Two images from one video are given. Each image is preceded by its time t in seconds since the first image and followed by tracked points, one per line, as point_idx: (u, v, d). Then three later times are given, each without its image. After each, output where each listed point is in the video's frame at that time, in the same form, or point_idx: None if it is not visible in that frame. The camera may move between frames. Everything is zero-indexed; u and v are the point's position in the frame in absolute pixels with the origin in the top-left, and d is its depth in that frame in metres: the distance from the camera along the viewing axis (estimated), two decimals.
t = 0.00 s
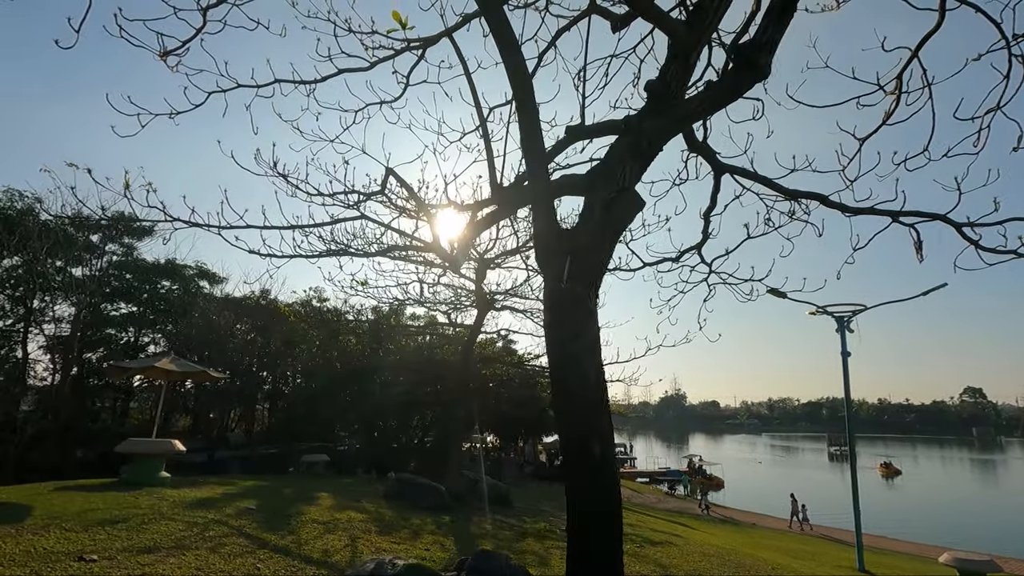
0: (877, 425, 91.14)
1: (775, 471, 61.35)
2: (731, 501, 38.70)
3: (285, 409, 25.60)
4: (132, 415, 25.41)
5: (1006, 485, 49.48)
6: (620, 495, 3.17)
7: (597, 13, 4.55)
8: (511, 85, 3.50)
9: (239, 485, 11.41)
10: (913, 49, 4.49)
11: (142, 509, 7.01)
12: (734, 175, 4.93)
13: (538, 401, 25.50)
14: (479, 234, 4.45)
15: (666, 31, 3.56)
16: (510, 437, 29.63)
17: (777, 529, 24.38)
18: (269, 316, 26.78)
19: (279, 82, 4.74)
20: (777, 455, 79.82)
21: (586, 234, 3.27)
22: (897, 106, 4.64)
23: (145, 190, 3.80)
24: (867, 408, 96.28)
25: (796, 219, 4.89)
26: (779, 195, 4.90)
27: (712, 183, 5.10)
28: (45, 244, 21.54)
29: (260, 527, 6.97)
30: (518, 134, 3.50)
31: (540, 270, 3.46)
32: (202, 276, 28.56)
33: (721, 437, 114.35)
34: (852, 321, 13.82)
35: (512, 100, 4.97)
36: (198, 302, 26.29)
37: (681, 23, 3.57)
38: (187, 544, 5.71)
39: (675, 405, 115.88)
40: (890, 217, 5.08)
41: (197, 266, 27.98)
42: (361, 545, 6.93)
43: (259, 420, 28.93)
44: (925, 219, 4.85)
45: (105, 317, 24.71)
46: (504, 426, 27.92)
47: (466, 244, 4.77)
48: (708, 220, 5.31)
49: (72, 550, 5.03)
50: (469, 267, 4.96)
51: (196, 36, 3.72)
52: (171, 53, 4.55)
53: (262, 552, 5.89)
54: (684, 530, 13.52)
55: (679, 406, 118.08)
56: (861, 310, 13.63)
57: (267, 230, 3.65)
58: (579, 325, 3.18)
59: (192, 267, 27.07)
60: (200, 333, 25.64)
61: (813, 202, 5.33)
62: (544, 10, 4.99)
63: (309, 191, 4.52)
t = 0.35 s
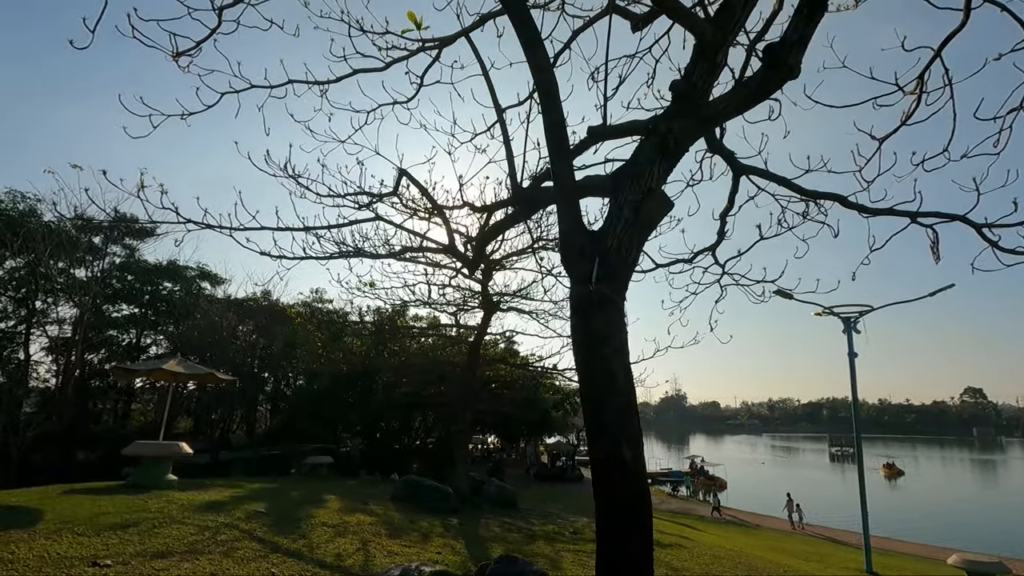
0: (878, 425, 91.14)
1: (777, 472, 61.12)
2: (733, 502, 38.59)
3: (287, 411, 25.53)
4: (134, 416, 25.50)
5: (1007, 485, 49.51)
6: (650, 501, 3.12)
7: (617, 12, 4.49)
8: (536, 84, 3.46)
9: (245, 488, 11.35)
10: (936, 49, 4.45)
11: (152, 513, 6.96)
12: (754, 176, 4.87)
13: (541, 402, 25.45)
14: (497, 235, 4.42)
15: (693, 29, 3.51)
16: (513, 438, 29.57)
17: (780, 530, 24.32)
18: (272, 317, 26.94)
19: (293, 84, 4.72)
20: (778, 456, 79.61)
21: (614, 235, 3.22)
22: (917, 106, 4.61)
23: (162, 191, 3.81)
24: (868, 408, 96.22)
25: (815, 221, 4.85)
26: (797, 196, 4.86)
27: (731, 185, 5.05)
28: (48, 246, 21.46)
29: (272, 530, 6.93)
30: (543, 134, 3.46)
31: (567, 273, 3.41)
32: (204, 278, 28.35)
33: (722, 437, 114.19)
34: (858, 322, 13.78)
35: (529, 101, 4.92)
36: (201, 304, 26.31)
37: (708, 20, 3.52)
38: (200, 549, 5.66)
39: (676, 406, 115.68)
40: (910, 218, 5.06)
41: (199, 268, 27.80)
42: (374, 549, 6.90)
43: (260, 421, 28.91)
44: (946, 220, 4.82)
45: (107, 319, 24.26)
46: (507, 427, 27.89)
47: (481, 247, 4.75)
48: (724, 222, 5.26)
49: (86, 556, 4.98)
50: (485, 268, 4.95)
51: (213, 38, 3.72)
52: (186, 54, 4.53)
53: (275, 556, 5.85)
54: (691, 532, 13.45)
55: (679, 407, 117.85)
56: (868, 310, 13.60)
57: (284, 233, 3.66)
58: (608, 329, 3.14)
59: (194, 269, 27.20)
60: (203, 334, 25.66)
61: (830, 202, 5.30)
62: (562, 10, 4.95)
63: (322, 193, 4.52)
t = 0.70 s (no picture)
0: (885, 425, 90.61)
1: (784, 472, 60.78)
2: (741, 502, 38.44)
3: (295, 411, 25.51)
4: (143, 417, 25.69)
5: (1016, 485, 49.22)
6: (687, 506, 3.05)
7: (641, 10, 4.43)
8: (566, 83, 3.41)
9: (258, 489, 11.35)
10: (968, 44, 4.38)
11: (169, 515, 6.94)
12: (780, 175, 4.80)
13: (548, 403, 25.42)
14: (521, 236, 4.34)
15: (725, 28, 3.46)
16: (520, 438, 29.53)
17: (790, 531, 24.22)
18: (278, 318, 27.14)
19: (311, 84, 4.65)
20: (785, 455, 79.17)
21: (649, 237, 3.17)
22: (947, 103, 4.55)
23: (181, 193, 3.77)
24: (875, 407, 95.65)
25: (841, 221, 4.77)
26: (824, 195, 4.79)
27: (756, 184, 4.97)
28: (58, 248, 21.55)
29: (289, 533, 6.91)
30: (574, 133, 3.40)
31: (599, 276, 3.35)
32: (211, 279, 28.33)
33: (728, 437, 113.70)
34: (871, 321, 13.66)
35: (550, 99, 4.85)
36: (208, 305, 26.38)
37: (742, 17, 3.46)
38: (220, 552, 5.64)
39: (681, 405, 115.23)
40: (937, 217, 4.98)
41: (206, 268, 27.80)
42: (392, 551, 6.89)
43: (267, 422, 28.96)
44: (976, 218, 4.75)
45: (116, 320, 24.21)
46: (514, 428, 27.85)
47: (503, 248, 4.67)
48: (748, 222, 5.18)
49: (108, 560, 4.96)
50: (506, 270, 4.87)
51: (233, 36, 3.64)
52: (204, 54, 4.47)
53: (294, 560, 5.82)
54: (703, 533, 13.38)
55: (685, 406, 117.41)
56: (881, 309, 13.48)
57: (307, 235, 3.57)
58: (644, 332, 3.09)
59: (201, 270, 27.18)
60: (211, 334, 26.01)
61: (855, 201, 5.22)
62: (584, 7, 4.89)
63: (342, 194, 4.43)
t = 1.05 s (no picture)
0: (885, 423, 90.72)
1: (785, 471, 60.82)
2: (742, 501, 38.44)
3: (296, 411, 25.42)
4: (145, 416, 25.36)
5: (1016, 483, 49.24)
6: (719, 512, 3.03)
7: (663, 10, 4.40)
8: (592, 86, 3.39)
9: (265, 490, 11.31)
10: (993, 44, 4.35)
11: (180, 518, 6.92)
12: (799, 176, 4.76)
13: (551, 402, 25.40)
14: (539, 238, 4.31)
15: (754, 29, 3.43)
16: (523, 437, 29.49)
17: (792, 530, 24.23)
18: (280, 317, 26.78)
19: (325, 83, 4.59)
20: (785, 454, 79.20)
21: (680, 239, 3.14)
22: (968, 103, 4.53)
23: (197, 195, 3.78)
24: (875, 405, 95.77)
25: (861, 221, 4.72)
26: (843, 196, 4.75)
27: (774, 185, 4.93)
28: (60, 248, 21.55)
29: (301, 535, 6.89)
30: (601, 135, 3.37)
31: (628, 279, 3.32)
32: (212, 278, 28.27)
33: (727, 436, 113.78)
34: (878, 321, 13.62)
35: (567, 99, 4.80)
36: (209, 304, 26.31)
37: (770, 17, 3.43)
38: (234, 555, 5.61)
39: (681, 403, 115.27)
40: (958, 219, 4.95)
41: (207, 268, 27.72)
42: (404, 553, 6.87)
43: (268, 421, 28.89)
44: (996, 220, 4.73)
45: (116, 321, 24.34)
46: (517, 427, 27.83)
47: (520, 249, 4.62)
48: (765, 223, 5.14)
49: (124, 564, 4.93)
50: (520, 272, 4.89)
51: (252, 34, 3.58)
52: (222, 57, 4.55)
53: (309, 563, 5.80)
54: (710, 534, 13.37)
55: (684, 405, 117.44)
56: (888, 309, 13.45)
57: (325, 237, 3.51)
58: (676, 336, 3.07)
59: (202, 269, 27.05)
60: (212, 333, 25.74)
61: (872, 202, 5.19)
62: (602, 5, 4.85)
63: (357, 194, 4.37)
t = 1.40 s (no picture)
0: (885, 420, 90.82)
1: (785, 468, 60.83)
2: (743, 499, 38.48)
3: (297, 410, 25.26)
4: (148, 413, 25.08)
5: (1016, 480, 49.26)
6: (751, 518, 3.00)
7: (684, 9, 4.35)
8: (620, 85, 3.34)
9: (271, 490, 11.28)
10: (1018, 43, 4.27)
11: (192, 519, 6.89)
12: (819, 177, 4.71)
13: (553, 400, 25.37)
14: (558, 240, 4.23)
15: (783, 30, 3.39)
16: (525, 435, 29.47)
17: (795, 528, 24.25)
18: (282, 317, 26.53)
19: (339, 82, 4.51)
20: (785, 452, 79.20)
21: (713, 241, 3.10)
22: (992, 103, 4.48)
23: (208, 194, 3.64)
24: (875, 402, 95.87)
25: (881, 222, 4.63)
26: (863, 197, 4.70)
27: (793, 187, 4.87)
28: (62, 247, 21.51)
29: (314, 537, 6.86)
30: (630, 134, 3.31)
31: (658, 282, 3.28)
32: (214, 277, 28.20)
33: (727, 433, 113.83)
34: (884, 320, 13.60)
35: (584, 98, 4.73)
36: (211, 303, 26.37)
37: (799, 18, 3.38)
38: (249, 558, 5.59)
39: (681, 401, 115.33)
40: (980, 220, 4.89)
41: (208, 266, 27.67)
42: (417, 555, 6.85)
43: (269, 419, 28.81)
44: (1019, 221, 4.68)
45: (118, 319, 24.44)
46: (520, 425, 27.83)
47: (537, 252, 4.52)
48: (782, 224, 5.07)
49: (140, 567, 4.90)
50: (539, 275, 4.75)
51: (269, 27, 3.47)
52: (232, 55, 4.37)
53: (324, 564, 5.77)
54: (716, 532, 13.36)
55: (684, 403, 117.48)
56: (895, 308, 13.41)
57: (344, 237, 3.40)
58: (708, 340, 3.04)
59: (203, 267, 27.04)
60: (214, 331, 25.49)
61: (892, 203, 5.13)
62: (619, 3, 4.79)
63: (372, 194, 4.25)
